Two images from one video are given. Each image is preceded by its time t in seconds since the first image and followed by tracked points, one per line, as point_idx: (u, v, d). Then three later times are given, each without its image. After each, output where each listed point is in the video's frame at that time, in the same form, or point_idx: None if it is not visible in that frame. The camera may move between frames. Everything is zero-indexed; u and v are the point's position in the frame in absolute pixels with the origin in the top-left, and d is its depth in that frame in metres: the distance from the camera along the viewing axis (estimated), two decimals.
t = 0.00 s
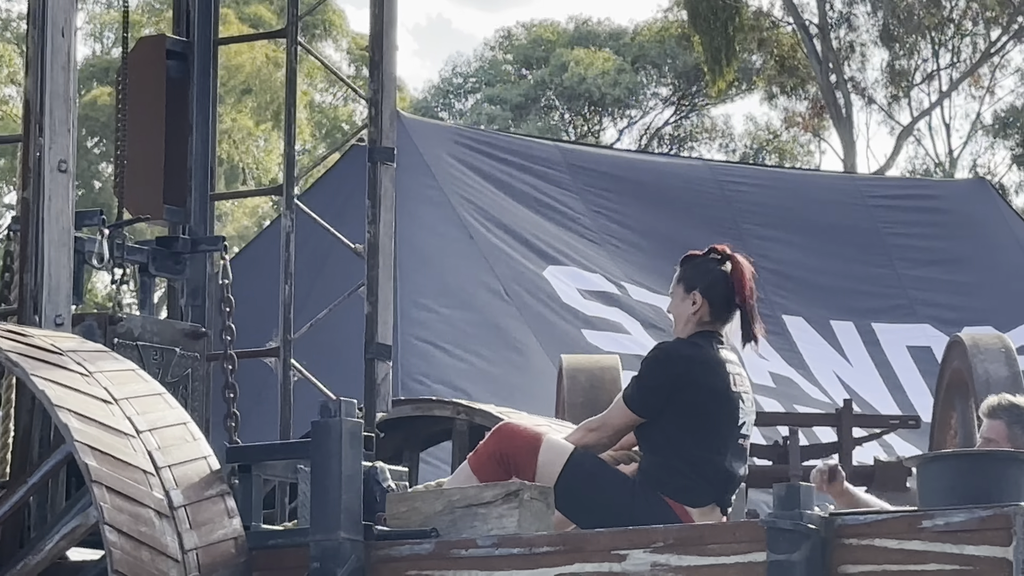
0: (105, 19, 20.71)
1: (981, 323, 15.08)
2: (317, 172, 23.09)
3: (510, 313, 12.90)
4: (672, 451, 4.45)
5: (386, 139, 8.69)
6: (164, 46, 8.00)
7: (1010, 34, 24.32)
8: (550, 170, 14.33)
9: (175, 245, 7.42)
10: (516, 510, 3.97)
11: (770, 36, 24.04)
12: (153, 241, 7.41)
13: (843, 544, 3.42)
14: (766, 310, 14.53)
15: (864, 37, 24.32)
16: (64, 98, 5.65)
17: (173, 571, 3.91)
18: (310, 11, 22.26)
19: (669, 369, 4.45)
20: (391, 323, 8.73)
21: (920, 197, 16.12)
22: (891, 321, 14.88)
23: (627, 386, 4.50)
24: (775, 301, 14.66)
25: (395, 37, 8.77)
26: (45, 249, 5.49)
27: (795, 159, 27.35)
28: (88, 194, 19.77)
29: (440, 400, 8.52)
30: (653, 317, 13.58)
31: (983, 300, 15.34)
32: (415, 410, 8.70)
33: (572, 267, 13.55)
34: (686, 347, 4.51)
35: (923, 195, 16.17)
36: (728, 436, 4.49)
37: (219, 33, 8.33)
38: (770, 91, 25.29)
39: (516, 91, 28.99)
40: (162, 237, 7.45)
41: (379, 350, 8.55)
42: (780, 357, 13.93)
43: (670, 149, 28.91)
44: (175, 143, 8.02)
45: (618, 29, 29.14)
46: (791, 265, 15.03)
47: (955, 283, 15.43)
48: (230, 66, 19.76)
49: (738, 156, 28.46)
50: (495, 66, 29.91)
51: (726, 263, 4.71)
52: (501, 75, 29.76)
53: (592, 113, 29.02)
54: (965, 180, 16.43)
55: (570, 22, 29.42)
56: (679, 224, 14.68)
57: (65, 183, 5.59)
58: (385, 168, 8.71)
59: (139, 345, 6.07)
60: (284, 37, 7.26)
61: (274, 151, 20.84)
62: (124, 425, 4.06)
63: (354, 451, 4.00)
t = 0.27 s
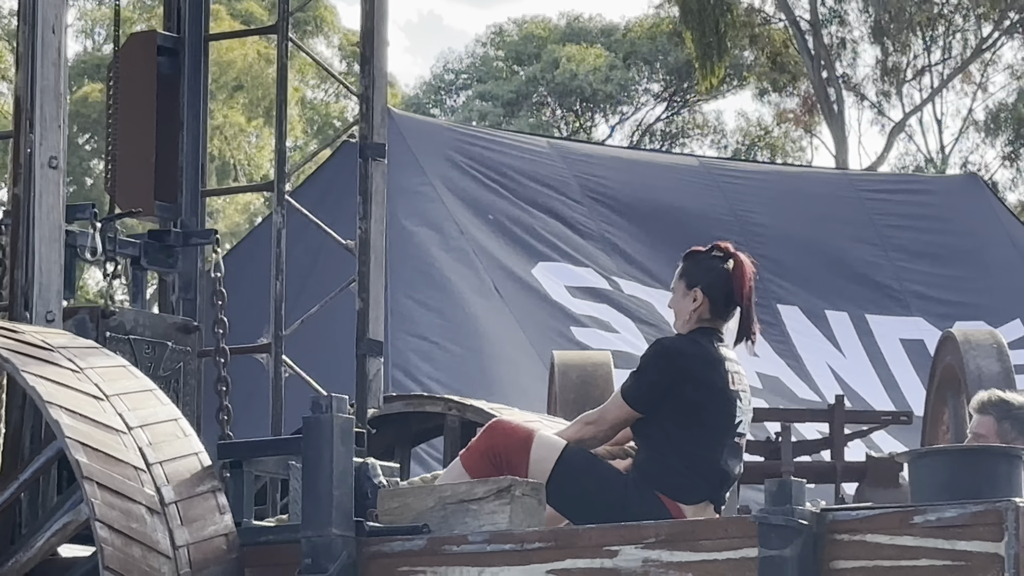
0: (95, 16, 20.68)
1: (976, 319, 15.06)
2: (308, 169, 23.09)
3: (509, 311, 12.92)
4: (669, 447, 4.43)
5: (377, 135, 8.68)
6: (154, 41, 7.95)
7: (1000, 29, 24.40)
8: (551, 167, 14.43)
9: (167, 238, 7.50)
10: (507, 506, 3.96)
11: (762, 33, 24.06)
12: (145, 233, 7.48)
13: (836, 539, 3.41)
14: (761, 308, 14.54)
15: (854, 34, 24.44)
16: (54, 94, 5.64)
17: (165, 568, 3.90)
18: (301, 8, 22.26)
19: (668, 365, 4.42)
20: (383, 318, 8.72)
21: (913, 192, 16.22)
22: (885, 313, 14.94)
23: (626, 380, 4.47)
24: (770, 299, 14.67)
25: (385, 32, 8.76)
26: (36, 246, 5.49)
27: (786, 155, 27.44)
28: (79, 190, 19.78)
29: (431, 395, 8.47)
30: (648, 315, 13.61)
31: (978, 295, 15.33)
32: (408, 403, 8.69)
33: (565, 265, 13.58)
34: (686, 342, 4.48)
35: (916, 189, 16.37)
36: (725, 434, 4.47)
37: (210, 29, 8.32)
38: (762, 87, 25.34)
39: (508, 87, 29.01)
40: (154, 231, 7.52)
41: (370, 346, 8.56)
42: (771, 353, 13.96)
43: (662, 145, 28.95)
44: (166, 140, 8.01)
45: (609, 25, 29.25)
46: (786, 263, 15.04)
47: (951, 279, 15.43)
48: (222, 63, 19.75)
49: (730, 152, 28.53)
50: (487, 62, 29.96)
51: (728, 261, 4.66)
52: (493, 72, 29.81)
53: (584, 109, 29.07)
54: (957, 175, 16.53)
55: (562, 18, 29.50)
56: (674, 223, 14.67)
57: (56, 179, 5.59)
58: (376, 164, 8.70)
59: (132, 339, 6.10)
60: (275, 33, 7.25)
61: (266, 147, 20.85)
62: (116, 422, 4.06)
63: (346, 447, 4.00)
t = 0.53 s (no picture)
0: (86, 10, 20.70)
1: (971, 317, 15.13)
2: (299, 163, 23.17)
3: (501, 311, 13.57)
4: (666, 443, 4.44)
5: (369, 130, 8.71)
6: (145, 35, 7.97)
7: (991, 24, 24.64)
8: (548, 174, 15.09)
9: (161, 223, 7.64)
10: (499, 499, 3.97)
11: (754, 27, 24.18)
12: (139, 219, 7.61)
13: (827, 532, 3.41)
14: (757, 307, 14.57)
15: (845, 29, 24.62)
16: (46, 88, 5.65)
17: (155, 562, 3.90)
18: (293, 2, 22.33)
19: (673, 361, 4.43)
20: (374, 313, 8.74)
21: (903, 183, 17.21)
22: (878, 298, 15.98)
23: (631, 374, 4.48)
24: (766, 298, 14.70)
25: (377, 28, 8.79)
26: (27, 240, 5.48)
27: (778, 149, 27.69)
28: (70, 184, 19.83)
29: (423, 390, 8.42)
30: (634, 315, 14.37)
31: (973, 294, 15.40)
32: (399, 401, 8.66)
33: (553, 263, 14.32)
34: (691, 340, 4.49)
35: (909, 183, 17.27)
36: (723, 436, 4.48)
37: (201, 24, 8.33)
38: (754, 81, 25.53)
39: (500, 81, 29.13)
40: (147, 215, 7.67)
41: (360, 340, 8.56)
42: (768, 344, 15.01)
43: (653, 138, 29.21)
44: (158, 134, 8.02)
45: (601, 19, 29.60)
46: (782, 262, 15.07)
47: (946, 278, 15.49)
48: (212, 57, 19.80)
49: (722, 146, 28.74)
50: (478, 56, 30.11)
51: (740, 260, 4.68)
52: (484, 66, 29.97)
53: (575, 103, 29.23)
54: (947, 169, 17.51)
55: (554, 13, 29.77)
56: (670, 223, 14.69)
57: (47, 173, 5.59)
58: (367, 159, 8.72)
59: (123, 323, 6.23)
60: (266, 27, 7.27)
61: (257, 141, 20.95)
62: (106, 415, 4.06)
63: (336, 441, 4.00)
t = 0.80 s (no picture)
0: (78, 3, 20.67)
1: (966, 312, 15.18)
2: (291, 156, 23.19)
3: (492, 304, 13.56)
4: (674, 443, 4.44)
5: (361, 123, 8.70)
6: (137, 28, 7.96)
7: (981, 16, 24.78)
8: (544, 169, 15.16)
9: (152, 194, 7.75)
10: (491, 492, 3.97)
11: (746, 19, 24.19)
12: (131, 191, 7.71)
13: (818, 525, 3.43)
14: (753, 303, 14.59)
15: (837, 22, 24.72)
16: (37, 82, 5.65)
17: (148, 555, 3.90)
18: None
19: (686, 362, 4.43)
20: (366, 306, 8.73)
21: (896, 176, 17.34)
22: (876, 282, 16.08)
23: (645, 372, 4.48)
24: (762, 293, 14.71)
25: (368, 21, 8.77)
26: (19, 233, 5.49)
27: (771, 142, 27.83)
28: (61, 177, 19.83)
29: (416, 381, 8.27)
30: (626, 306, 14.45)
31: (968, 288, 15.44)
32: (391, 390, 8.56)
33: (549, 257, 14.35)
34: (710, 342, 4.50)
35: (903, 176, 17.42)
36: (728, 439, 4.48)
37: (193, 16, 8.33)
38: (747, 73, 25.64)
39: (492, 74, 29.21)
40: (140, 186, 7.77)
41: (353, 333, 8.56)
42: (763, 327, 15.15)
43: (644, 131, 29.49)
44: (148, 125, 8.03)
45: (592, 12, 29.66)
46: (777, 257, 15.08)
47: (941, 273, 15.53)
48: (204, 50, 19.82)
49: (714, 138, 28.90)
50: (468, 49, 30.20)
51: (770, 267, 4.68)
52: (475, 58, 30.05)
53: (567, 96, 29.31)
54: (938, 162, 17.65)
55: (545, 6, 29.87)
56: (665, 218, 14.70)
57: (38, 166, 5.60)
58: (358, 151, 8.70)
59: (115, 295, 6.35)
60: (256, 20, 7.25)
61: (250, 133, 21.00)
62: (98, 409, 4.05)
63: (329, 433, 4.00)
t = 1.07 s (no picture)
0: None
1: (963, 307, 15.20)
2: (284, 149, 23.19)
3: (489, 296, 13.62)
4: (684, 446, 4.38)
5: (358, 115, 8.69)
6: (132, 22, 7.99)
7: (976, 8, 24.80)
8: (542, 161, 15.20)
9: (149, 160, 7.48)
10: (487, 485, 3.96)
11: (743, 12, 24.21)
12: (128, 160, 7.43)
13: (814, 518, 3.42)
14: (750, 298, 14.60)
15: (833, 14, 24.73)
16: (32, 75, 5.63)
17: (145, 549, 3.91)
18: None
19: (707, 370, 4.37)
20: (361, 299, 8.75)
21: (892, 168, 17.40)
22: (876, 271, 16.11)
23: (669, 374, 4.42)
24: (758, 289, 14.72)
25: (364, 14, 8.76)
26: (14, 226, 5.49)
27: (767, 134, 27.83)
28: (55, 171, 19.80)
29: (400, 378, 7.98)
30: (625, 295, 14.50)
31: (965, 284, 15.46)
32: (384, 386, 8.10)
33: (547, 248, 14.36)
34: (736, 350, 4.42)
35: (899, 169, 17.47)
36: (743, 446, 4.37)
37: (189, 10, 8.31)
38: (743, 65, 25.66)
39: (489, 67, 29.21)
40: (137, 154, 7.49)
41: (349, 326, 8.57)
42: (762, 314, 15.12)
43: (640, 124, 29.60)
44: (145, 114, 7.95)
45: (587, 5, 29.63)
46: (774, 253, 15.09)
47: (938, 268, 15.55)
48: (201, 44, 19.74)
49: (711, 131, 28.82)
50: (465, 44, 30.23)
51: (806, 281, 4.55)
52: (471, 52, 30.03)
53: (562, 89, 29.33)
54: (933, 154, 17.71)
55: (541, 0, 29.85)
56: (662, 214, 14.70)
57: (33, 159, 5.59)
58: (354, 144, 8.68)
59: (112, 263, 6.22)
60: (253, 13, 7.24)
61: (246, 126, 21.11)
62: (94, 402, 4.06)
63: (325, 426, 4.00)
